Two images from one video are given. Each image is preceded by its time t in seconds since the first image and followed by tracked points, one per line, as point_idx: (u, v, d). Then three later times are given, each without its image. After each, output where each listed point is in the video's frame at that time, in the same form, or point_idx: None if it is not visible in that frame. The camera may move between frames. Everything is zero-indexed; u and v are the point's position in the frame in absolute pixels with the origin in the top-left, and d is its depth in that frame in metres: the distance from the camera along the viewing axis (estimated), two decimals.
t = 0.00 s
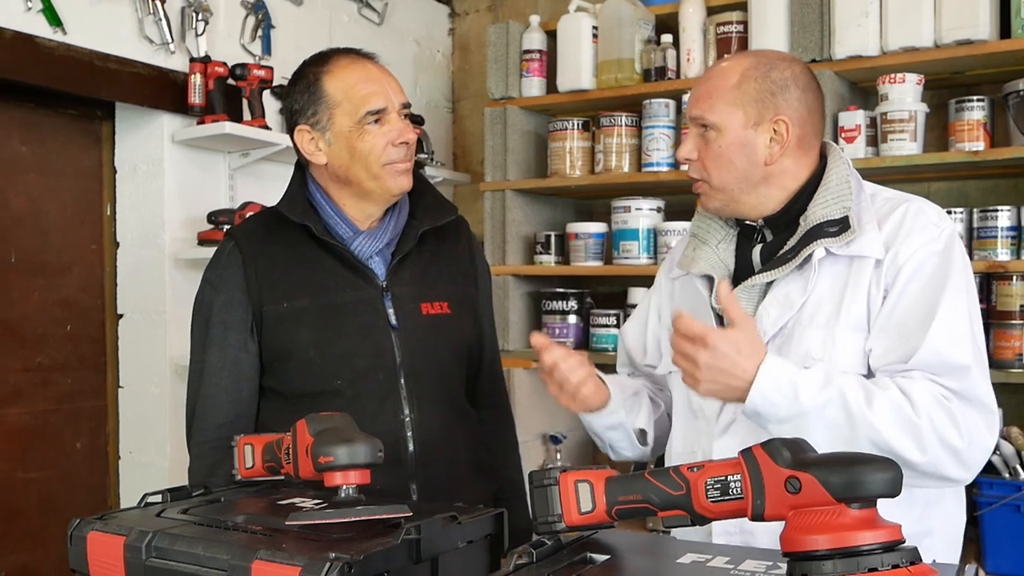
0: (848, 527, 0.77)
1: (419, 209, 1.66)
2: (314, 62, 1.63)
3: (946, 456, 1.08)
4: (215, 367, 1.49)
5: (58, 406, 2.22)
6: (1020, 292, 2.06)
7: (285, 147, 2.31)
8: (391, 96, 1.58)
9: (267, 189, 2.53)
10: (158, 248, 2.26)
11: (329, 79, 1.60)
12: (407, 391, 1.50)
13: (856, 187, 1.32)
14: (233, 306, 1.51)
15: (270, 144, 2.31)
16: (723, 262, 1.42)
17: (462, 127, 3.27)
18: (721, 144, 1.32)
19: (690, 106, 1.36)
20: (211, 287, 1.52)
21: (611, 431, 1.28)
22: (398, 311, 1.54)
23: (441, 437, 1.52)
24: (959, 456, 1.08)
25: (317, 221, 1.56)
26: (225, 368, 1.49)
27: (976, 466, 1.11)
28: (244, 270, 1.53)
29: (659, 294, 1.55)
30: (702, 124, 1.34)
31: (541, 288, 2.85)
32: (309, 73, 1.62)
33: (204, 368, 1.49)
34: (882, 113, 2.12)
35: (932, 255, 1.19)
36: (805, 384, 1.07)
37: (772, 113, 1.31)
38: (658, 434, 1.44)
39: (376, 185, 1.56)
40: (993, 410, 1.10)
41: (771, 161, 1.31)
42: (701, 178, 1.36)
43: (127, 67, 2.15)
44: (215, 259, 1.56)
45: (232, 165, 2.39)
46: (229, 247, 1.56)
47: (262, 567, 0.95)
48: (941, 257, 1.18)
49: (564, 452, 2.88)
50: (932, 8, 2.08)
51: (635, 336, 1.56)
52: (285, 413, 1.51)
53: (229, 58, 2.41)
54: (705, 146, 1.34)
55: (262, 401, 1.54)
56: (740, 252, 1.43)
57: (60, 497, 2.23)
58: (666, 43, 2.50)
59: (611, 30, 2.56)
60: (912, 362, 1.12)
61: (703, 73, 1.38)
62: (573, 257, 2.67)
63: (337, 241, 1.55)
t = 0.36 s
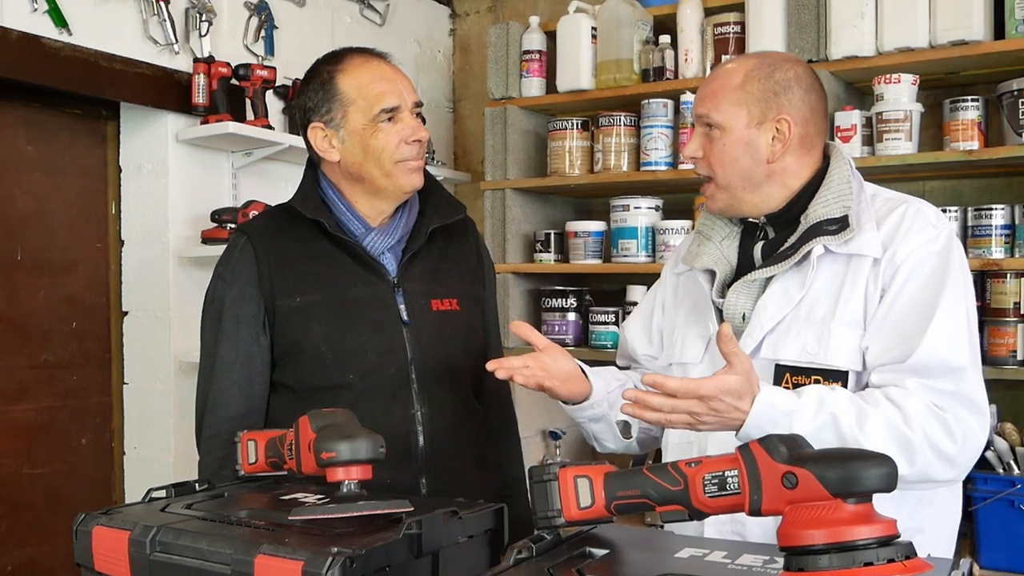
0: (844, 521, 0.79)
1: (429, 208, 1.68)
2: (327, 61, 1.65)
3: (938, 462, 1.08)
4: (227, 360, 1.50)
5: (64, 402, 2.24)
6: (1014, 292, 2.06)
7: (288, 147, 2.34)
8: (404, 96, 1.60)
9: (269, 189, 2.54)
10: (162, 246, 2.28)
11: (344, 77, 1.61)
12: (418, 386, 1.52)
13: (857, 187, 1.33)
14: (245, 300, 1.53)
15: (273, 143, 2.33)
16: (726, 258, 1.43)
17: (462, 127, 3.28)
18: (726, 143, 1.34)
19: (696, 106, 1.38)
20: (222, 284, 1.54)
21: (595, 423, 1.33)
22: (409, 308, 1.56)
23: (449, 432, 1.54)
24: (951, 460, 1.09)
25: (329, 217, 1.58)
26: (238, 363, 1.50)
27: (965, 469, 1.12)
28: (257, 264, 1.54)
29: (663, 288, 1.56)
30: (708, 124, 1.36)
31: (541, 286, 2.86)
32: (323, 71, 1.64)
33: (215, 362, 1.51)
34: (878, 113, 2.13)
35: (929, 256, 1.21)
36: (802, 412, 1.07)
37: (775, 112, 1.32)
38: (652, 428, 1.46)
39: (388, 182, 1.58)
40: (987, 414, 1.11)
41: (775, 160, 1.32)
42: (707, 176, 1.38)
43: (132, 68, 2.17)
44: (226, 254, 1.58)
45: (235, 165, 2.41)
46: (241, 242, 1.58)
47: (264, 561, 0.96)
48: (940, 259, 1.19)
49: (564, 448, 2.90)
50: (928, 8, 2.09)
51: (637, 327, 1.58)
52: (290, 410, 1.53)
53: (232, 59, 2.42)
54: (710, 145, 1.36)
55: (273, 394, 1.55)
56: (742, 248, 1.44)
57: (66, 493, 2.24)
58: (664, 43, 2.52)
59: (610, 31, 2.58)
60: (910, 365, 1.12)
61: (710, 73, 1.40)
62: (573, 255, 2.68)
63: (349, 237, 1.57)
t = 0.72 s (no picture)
0: (841, 517, 0.79)
1: (437, 209, 1.69)
2: (343, 59, 1.66)
3: (945, 452, 1.10)
4: (231, 354, 1.52)
5: (68, 399, 2.25)
6: (1009, 288, 2.09)
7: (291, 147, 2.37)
8: (416, 97, 1.61)
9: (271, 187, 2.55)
10: (166, 244, 2.29)
11: (358, 76, 1.62)
12: (415, 384, 1.53)
13: (855, 186, 1.34)
14: (251, 296, 1.55)
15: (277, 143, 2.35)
16: (724, 256, 1.44)
17: (463, 127, 3.29)
18: (727, 142, 1.35)
19: (696, 107, 1.39)
20: (229, 277, 1.55)
21: (593, 413, 1.34)
22: (410, 307, 1.57)
23: (452, 428, 1.55)
24: (956, 450, 1.10)
25: (335, 214, 1.59)
26: (241, 356, 1.52)
27: (969, 460, 1.13)
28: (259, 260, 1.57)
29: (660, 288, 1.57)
30: (708, 124, 1.37)
31: (540, 284, 2.88)
32: (338, 69, 1.65)
33: (220, 356, 1.53)
34: (874, 112, 2.15)
35: (928, 253, 1.22)
36: (816, 390, 1.09)
37: (776, 111, 1.33)
38: (645, 419, 1.48)
39: (395, 182, 1.59)
40: (990, 405, 1.12)
41: (776, 159, 1.34)
42: (708, 176, 1.39)
43: (136, 68, 2.18)
44: (235, 248, 1.59)
45: (238, 164, 2.42)
46: (250, 237, 1.60)
47: (267, 556, 0.97)
48: (940, 256, 1.20)
49: (563, 444, 2.91)
50: (923, 9, 2.10)
51: (635, 326, 1.58)
52: (292, 406, 1.54)
53: (235, 59, 2.43)
54: (711, 144, 1.37)
55: (276, 389, 1.57)
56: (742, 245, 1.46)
57: (70, 489, 2.26)
58: (663, 44, 2.53)
59: (609, 31, 2.59)
60: (914, 360, 1.14)
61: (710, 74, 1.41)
62: (572, 253, 2.70)
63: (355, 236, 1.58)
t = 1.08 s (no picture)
0: (837, 512, 0.80)
1: (437, 208, 1.70)
2: (346, 58, 1.67)
3: (936, 438, 1.10)
4: (228, 351, 1.54)
5: (74, 395, 2.27)
6: (1003, 285, 2.10)
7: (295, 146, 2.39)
8: (411, 100, 1.61)
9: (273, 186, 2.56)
10: (169, 242, 2.31)
11: (357, 76, 1.64)
12: (407, 383, 1.54)
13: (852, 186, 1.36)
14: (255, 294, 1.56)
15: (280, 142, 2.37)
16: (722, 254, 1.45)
17: (463, 126, 3.30)
18: (726, 141, 1.36)
19: (694, 107, 1.41)
20: (229, 275, 1.58)
21: (616, 425, 1.36)
22: (404, 306, 1.58)
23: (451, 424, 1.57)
24: (948, 436, 1.11)
25: (332, 212, 1.60)
26: (238, 353, 1.54)
27: (959, 450, 1.14)
28: (260, 257, 1.59)
29: (659, 285, 1.59)
30: (706, 123, 1.38)
31: (541, 282, 2.89)
32: (339, 68, 1.66)
33: (217, 353, 1.54)
34: (870, 112, 2.16)
35: (922, 249, 1.24)
36: (807, 358, 1.07)
37: (774, 111, 1.35)
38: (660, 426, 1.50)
39: (386, 183, 1.61)
40: (981, 396, 1.13)
41: (774, 157, 1.35)
42: (706, 175, 1.40)
43: (140, 68, 2.19)
44: (235, 245, 1.61)
45: (241, 163, 2.44)
46: (248, 235, 1.62)
47: (271, 550, 0.99)
48: (933, 251, 1.22)
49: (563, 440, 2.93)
50: (918, 10, 2.12)
51: (635, 323, 1.60)
52: (292, 402, 1.56)
53: (238, 60, 2.44)
54: (709, 144, 1.38)
55: (275, 385, 1.59)
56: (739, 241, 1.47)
57: (76, 484, 2.27)
58: (661, 44, 2.55)
59: (608, 32, 2.60)
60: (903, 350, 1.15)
61: (708, 76, 1.43)
62: (571, 251, 2.71)
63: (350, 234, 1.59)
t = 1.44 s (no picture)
0: (833, 507, 0.81)
1: (430, 205, 1.71)
2: (339, 58, 1.68)
3: (931, 444, 1.12)
4: (227, 350, 1.55)
5: (79, 392, 2.28)
6: (998, 283, 2.12)
7: (297, 144, 2.40)
8: (402, 101, 1.62)
9: (275, 184, 2.58)
10: (174, 241, 2.32)
11: (348, 77, 1.65)
12: (404, 379, 1.55)
13: (850, 185, 1.38)
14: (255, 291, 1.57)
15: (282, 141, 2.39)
16: (721, 252, 1.46)
17: (464, 125, 3.32)
18: (723, 145, 1.38)
19: (691, 112, 1.42)
20: (227, 275, 1.59)
21: (633, 431, 1.39)
22: (399, 303, 1.59)
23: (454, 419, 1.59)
24: (944, 442, 1.12)
25: (326, 213, 1.62)
26: (236, 352, 1.56)
27: (960, 452, 1.15)
28: (257, 257, 1.60)
29: (658, 283, 1.60)
30: (704, 128, 1.40)
31: (540, 279, 2.91)
32: (332, 68, 1.67)
33: (216, 350, 1.56)
34: (866, 112, 2.17)
35: (921, 249, 1.25)
36: (795, 397, 1.12)
37: (769, 113, 1.36)
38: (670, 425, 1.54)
39: (377, 183, 1.62)
40: (977, 398, 1.15)
41: (773, 159, 1.37)
42: (706, 179, 1.42)
43: (145, 68, 2.20)
44: (233, 246, 1.63)
45: (245, 162, 2.46)
46: (246, 235, 1.63)
47: (273, 545, 1.00)
48: (931, 252, 1.23)
49: (562, 436, 2.95)
50: (914, 10, 2.13)
51: (633, 322, 1.61)
52: (292, 398, 1.57)
53: (242, 60, 2.46)
54: (707, 148, 1.40)
55: (274, 383, 1.60)
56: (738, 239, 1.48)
57: (81, 480, 2.29)
58: (660, 44, 2.56)
59: (607, 32, 2.61)
60: (900, 353, 1.17)
61: (704, 79, 1.43)
62: (570, 249, 2.72)
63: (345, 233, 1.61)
